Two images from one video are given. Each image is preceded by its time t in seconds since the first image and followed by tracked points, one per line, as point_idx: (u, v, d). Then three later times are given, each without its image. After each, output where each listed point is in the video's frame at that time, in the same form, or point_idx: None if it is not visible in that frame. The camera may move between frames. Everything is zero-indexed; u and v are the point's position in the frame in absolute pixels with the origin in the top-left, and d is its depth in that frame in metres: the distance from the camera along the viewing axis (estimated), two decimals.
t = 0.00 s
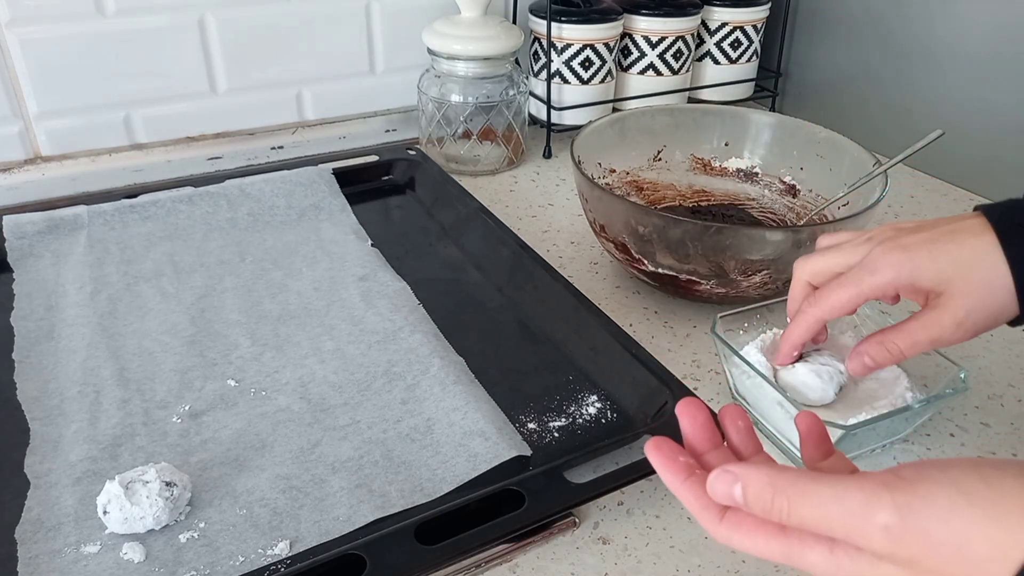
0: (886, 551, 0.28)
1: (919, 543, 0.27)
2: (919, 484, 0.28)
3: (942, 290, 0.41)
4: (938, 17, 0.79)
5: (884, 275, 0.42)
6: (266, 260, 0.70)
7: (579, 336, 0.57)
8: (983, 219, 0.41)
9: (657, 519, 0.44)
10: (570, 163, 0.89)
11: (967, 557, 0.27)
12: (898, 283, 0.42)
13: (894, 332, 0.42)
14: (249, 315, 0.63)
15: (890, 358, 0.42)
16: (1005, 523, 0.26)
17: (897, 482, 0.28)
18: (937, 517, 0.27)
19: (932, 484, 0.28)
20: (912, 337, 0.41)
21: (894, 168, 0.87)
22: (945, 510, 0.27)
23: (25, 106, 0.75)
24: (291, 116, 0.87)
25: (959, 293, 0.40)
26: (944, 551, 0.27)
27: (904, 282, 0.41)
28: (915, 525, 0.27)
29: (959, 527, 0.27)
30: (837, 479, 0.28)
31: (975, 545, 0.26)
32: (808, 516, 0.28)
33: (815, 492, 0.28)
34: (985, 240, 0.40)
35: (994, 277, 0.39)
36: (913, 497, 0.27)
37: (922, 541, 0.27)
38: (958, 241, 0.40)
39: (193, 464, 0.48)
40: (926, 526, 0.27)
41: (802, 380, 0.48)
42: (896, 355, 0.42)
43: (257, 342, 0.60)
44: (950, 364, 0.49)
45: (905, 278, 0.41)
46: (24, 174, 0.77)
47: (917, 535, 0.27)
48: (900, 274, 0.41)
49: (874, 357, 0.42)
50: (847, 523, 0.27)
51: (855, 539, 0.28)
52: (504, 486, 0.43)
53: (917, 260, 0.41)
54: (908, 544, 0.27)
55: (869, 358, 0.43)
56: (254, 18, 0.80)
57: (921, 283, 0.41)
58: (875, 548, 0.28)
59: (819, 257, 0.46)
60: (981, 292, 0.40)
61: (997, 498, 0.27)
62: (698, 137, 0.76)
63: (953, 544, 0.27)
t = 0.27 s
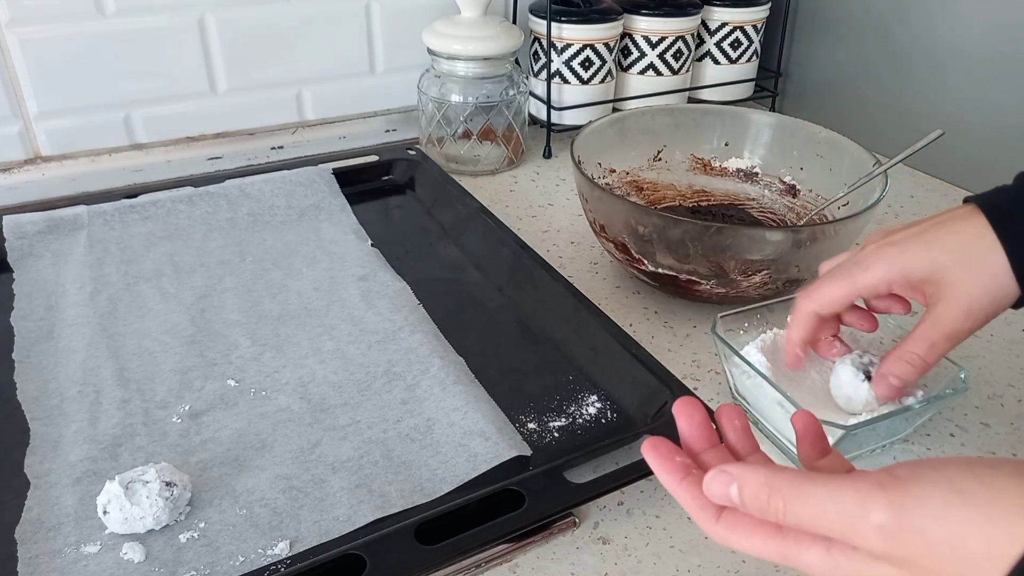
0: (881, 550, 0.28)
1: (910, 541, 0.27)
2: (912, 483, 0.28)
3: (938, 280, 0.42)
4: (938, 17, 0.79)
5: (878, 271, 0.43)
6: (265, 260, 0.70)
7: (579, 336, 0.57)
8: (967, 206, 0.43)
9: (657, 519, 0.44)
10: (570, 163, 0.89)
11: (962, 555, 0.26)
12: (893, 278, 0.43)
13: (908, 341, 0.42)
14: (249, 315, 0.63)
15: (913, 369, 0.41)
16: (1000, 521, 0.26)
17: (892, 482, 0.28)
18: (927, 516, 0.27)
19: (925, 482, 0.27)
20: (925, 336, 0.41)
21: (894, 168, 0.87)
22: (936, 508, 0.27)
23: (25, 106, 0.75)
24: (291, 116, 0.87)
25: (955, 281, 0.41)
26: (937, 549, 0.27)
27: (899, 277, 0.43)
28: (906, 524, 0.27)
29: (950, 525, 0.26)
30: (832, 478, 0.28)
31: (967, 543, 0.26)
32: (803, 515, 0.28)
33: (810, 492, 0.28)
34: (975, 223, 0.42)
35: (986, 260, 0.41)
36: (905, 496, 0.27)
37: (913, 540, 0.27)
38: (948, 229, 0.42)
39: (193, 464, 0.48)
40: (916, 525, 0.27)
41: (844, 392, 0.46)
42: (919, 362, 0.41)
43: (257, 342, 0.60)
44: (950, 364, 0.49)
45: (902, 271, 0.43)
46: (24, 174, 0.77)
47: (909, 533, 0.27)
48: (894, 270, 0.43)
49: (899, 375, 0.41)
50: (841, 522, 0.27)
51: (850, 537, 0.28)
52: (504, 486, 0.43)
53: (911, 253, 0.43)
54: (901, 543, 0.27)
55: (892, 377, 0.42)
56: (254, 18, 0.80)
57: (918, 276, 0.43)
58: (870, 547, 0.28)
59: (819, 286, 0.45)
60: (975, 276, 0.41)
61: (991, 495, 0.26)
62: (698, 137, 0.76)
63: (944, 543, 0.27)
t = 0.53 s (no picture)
0: (877, 547, 0.28)
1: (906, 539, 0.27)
2: (909, 481, 0.28)
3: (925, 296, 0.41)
4: (938, 17, 0.79)
5: (869, 275, 0.42)
6: (265, 260, 0.70)
7: (579, 336, 0.57)
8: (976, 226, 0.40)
9: (657, 519, 0.44)
10: (570, 163, 0.89)
11: (957, 553, 0.26)
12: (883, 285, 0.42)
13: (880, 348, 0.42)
14: (249, 315, 0.63)
15: (875, 372, 0.43)
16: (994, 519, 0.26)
17: (888, 480, 0.28)
18: (923, 514, 0.27)
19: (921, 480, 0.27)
20: (898, 346, 0.41)
21: (894, 168, 0.87)
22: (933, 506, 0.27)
23: (25, 106, 0.75)
24: (291, 116, 0.87)
25: (940, 303, 0.40)
26: (933, 547, 0.27)
27: (889, 284, 0.41)
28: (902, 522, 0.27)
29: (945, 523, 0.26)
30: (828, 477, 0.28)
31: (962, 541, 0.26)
32: (799, 513, 0.28)
33: (807, 491, 0.28)
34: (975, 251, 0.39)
35: (977, 291, 0.39)
36: (901, 494, 0.27)
37: (909, 538, 0.27)
38: (949, 251, 0.40)
39: (193, 464, 0.48)
40: (912, 523, 0.27)
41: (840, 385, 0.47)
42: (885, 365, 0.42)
43: (257, 342, 0.60)
44: (950, 364, 0.49)
45: (892, 280, 0.41)
46: (24, 174, 0.77)
47: (905, 532, 0.27)
48: (885, 277, 0.41)
49: (860, 376, 0.43)
50: (838, 518, 0.28)
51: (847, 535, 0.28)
52: (504, 486, 0.43)
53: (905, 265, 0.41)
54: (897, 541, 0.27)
55: (854, 381, 0.43)
56: (254, 19, 0.80)
57: (907, 286, 0.41)
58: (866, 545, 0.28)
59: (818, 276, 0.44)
60: (962, 304, 0.40)
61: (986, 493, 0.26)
62: (698, 137, 0.76)
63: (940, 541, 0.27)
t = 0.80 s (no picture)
0: (876, 549, 0.28)
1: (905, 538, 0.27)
2: (908, 482, 0.28)
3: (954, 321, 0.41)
4: (937, 17, 0.79)
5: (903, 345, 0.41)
6: (265, 260, 0.70)
7: (579, 336, 0.57)
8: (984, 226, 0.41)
9: (657, 519, 0.44)
10: (570, 163, 0.89)
11: (957, 553, 0.26)
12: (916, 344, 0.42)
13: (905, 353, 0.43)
14: (249, 315, 0.63)
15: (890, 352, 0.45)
16: (993, 519, 0.26)
17: (887, 481, 0.28)
18: (922, 514, 0.27)
19: (921, 482, 0.27)
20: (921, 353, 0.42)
21: (894, 168, 0.87)
22: (932, 505, 0.27)
23: (25, 106, 0.75)
24: (291, 116, 0.87)
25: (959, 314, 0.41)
26: (931, 547, 0.27)
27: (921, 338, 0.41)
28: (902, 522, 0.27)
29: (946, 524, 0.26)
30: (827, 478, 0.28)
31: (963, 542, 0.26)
32: (798, 515, 0.28)
33: (806, 492, 0.28)
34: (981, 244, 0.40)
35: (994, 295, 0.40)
36: (901, 494, 0.27)
37: (908, 537, 0.27)
38: (956, 242, 0.41)
39: (193, 464, 0.48)
40: (912, 523, 0.27)
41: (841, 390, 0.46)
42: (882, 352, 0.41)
43: (257, 342, 0.60)
44: (950, 364, 0.49)
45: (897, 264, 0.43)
46: (24, 174, 0.77)
47: (904, 533, 0.27)
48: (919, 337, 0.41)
49: (856, 355, 0.41)
50: (838, 520, 0.27)
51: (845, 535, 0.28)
52: (503, 486, 0.43)
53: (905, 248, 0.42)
54: (896, 541, 0.27)
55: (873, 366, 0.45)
56: (254, 19, 0.80)
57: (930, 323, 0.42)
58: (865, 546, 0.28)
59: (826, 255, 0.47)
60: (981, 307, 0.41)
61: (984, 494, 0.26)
62: (698, 137, 0.76)
63: (940, 541, 0.26)
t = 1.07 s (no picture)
0: (877, 548, 0.28)
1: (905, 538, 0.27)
2: (908, 481, 0.28)
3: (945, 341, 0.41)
4: (938, 18, 0.79)
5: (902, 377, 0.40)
6: (265, 260, 0.70)
7: (579, 335, 0.57)
8: (976, 244, 0.41)
9: (657, 519, 0.44)
10: (570, 163, 0.89)
11: (957, 552, 0.26)
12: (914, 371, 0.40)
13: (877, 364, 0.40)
14: (249, 315, 0.63)
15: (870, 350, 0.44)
16: (994, 517, 0.26)
17: (886, 480, 0.28)
18: (922, 514, 0.27)
19: (920, 481, 0.27)
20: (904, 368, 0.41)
21: (894, 168, 0.87)
22: (932, 504, 0.27)
23: (25, 106, 0.75)
24: (291, 116, 0.87)
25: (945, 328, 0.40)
26: (931, 547, 0.27)
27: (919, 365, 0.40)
28: (901, 522, 0.27)
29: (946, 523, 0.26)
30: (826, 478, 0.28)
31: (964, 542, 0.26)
32: (797, 514, 0.28)
33: (806, 492, 0.28)
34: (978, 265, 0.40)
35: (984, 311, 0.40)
36: (901, 493, 0.27)
37: (908, 536, 0.27)
38: (951, 272, 0.40)
39: (193, 464, 0.48)
40: (912, 522, 0.27)
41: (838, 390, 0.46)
42: (884, 386, 0.40)
43: (257, 342, 0.60)
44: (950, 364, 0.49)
45: (894, 293, 0.42)
46: (24, 174, 0.77)
47: (904, 532, 0.27)
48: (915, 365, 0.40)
49: (857, 395, 0.40)
50: (838, 520, 0.28)
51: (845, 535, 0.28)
52: (503, 486, 0.43)
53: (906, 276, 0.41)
54: (897, 540, 0.27)
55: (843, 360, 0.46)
56: (254, 19, 0.80)
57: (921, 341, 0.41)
58: (865, 546, 0.28)
59: (809, 279, 0.45)
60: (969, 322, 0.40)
61: (984, 492, 0.26)
62: (698, 137, 0.76)
63: (940, 540, 0.26)
